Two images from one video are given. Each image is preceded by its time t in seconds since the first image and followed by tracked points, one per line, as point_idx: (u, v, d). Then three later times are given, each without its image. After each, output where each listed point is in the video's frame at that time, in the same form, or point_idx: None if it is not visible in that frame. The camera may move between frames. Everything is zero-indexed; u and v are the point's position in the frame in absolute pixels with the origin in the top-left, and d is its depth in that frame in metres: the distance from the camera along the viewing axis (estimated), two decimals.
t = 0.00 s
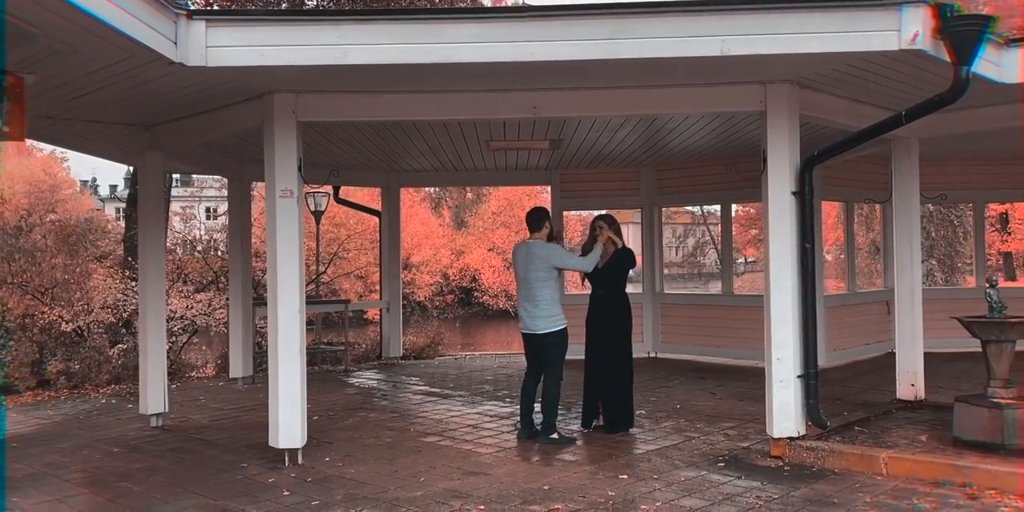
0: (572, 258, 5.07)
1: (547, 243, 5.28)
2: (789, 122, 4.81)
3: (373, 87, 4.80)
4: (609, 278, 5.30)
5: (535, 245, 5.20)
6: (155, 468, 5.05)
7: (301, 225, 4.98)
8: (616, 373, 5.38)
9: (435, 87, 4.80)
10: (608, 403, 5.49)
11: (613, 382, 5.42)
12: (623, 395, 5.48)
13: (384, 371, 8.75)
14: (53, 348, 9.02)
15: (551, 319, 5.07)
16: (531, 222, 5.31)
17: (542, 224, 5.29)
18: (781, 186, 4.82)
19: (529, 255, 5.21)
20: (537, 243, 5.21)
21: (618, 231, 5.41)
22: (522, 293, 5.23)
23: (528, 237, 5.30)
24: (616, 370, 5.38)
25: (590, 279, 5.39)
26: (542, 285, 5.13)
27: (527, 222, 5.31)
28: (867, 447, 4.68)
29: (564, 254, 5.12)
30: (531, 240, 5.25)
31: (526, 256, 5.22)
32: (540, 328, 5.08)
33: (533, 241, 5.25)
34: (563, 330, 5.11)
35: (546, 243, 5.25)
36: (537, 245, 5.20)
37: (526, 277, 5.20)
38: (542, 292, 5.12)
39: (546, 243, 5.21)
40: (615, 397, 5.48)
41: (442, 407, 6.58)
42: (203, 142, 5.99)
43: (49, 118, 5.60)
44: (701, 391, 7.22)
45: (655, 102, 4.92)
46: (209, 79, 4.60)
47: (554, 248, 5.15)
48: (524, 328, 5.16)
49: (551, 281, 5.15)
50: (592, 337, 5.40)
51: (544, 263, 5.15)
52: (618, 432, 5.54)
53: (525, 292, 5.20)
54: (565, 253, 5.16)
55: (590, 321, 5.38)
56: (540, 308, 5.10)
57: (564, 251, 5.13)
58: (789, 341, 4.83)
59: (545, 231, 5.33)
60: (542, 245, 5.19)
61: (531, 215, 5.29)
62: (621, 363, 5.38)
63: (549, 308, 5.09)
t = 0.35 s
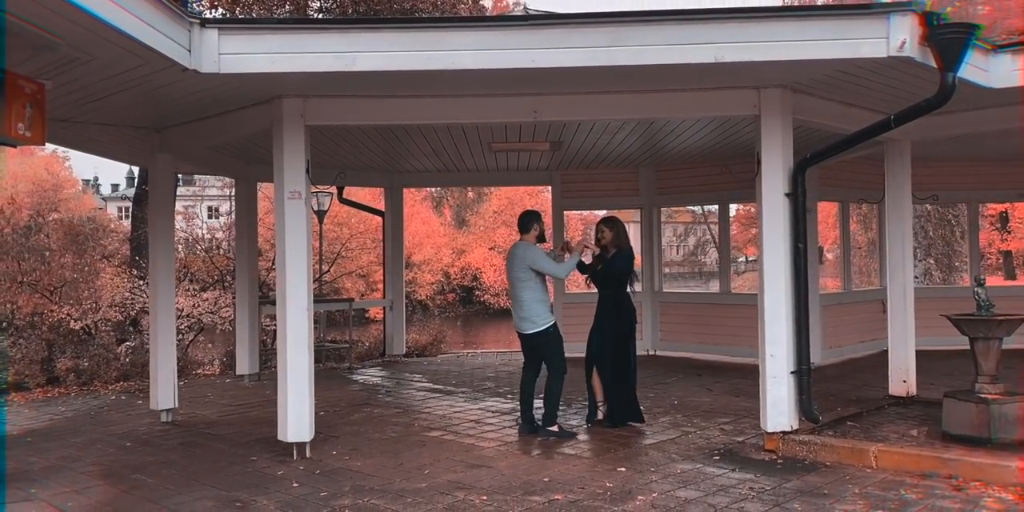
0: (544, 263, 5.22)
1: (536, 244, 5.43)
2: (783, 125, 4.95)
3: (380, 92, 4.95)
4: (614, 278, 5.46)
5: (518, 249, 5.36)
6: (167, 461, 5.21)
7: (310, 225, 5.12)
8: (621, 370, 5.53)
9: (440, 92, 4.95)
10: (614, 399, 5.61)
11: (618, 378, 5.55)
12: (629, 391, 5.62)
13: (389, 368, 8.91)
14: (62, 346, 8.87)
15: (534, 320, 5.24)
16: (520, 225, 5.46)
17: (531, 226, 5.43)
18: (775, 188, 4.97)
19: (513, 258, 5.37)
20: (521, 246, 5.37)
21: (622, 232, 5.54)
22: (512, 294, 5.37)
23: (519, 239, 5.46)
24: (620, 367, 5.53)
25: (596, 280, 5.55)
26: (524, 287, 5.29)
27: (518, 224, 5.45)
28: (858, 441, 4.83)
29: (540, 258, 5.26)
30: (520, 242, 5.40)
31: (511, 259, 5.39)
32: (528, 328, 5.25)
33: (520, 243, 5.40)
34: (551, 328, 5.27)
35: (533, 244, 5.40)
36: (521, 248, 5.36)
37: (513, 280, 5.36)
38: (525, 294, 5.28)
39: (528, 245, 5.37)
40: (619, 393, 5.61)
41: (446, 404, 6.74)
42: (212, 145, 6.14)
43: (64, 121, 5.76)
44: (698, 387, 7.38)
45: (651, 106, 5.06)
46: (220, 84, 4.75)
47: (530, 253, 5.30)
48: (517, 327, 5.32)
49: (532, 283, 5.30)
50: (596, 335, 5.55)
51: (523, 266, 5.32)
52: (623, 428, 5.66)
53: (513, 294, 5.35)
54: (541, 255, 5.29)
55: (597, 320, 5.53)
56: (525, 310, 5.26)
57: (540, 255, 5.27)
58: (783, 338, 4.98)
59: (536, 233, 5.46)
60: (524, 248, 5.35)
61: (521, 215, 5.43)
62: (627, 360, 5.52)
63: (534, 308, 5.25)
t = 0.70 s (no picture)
0: (534, 260, 5.32)
1: (527, 242, 5.53)
2: (775, 127, 5.06)
3: (381, 95, 5.05)
4: (611, 276, 5.58)
5: (509, 247, 5.47)
6: (172, 456, 5.32)
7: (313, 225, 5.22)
8: (616, 365, 5.65)
9: (441, 94, 5.06)
10: (608, 395, 5.72)
11: (611, 374, 5.69)
12: (625, 387, 5.72)
13: (389, 366, 9.02)
14: (65, 343, 8.95)
15: (526, 315, 5.35)
16: (511, 224, 5.57)
17: (520, 225, 5.53)
18: (767, 188, 5.08)
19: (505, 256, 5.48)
20: (512, 245, 5.47)
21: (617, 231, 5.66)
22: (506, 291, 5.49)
23: (510, 237, 5.56)
24: (616, 363, 5.65)
25: (594, 277, 5.65)
26: (517, 284, 5.40)
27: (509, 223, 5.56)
28: (848, 437, 4.94)
29: (529, 255, 5.36)
30: (511, 241, 5.50)
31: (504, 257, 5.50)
32: (520, 324, 5.37)
33: (512, 241, 5.51)
34: (544, 324, 5.38)
35: (524, 243, 5.50)
36: (512, 247, 5.45)
37: (507, 278, 5.48)
38: (518, 291, 5.40)
39: (519, 244, 5.47)
40: (615, 390, 5.71)
41: (445, 400, 6.85)
42: (215, 146, 6.25)
43: (70, 123, 5.86)
44: (693, 384, 7.49)
45: (646, 109, 5.18)
46: (225, 88, 4.85)
47: (520, 250, 5.40)
48: (511, 323, 5.44)
49: (524, 281, 5.41)
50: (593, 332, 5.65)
51: (515, 263, 5.42)
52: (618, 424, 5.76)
53: (507, 291, 5.48)
54: (532, 253, 5.38)
55: (594, 318, 5.63)
56: (518, 306, 5.38)
57: (529, 252, 5.37)
58: (775, 335, 5.09)
59: (526, 232, 5.57)
60: (516, 246, 5.45)
61: (511, 215, 5.55)
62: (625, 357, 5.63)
63: (526, 305, 5.37)
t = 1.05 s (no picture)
0: (532, 254, 5.35)
1: (521, 239, 5.55)
2: (768, 123, 5.07)
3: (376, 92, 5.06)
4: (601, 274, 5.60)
5: (505, 243, 5.48)
6: (167, 453, 5.32)
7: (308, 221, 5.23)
8: (608, 363, 5.66)
9: (436, 91, 5.07)
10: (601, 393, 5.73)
11: (605, 372, 5.69)
12: (616, 385, 5.74)
13: (385, 362, 9.03)
14: (60, 340, 8.96)
15: (522, 311, 5.36)
16: (505, 222, 5.59)
17: (515, 221, 5.56)
18: (761, 185, 5.10)
19: (500, 251, 5.49)
20: (507, 241, 5.48)
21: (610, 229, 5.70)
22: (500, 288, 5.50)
23: (504, 234, 5.58)
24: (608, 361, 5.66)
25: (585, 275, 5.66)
26: (513, 280, 5.41)
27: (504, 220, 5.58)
28: (841, 433, 4.96)
29: (528, 250, 5.39)
30: (506, 237, 5.52)
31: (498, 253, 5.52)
32: (516, 320, 5.37)
33: (506, 238, 5.53)
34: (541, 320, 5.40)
35: (518, 239, 5.52)
36: (508, 243, 5.47)
37: (501, 274, 5.48)
38: (513, 287, 5.40)
39: (515, 240, 5.49)
40: (607, 387, 5.72)
41: (440, 397, 6.87)
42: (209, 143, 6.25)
43: (64, 119, 5.85)
44: (688, 381, 7.52)
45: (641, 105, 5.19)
46: (219, 84, 4.85)
47: (519, 246, 5.43)
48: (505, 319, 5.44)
49: (519, 277, 5.42)
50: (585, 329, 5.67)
51: (512, 259, 5.44)
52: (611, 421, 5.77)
53: (500, 287, 5.48)
54: (531, 249, 5.40)
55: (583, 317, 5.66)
56: (513, 302, 5.38)
57: (528, 247, 5.40)
58: (769, 331, 5.11)
59: (521, 229, 5.59)
60: (512, 243, 5.47)
61: (506, 212, 5.57)
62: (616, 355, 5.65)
63: (523, 301, 5.38)
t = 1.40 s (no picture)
0: (542, 246, 5.27)
1: (517, 233, 5.46)
2: (765, 115, 4.97)
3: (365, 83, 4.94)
4: (587, 270, 5.49)
5: (505, 237, 5.37)
6: (151, 452, 5.20)
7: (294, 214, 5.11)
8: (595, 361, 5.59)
9: (424, 82, 4.95)
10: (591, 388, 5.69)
11: (594, 368, 5.62)
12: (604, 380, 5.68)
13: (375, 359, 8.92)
14: (45, 337, 8.89)
15: (521, 307, 5.24)
16: (499, 215, 5.49)
17: (510, 214, 5.46)
18: (757, 178, 4.99)
19: (500, 245, 5.37)
20: (507, 234, 5.38)
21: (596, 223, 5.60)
22: (496, 282, 5.37)
23: (499, 228, 5.48)
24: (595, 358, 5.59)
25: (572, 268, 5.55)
26: (514, 275, 5.29)
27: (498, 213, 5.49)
28: (839, 430, 4.87)
29: (536, 243, 5.31)
30: (502, 230, 5.43)
31: (497, 246, 5.39)
32: (514, 316, 5.24)
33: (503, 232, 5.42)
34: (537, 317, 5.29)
35: (515, 233, 5.43)
36: (506, 236, 5.37)
37: (499, 269, 5.35)
38: (514, 282, 5.28)
39: (514, 234, 5.39)
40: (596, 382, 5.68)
41: (430, 394, 6.77)
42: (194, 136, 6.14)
43: (45, 111, 5.71)
44: (682, 377, 7.43)
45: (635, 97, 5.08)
46: (203, 74, 4.73)
47: (524, 239, 5.33)
48: (499, 315, 5.31)
49: (520, 272, 5.31)
50: (572, 326, 5.56)
51: (514, 253, 5.31)
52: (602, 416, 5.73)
53: (498, 281, 5.34)
54: (535, 242, 5.32)
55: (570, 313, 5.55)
56: (513, 297, 5.26)
57: (535, 241, 5.32)
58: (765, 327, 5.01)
59: (515, 223, 5.50)
60: (511, 235, 5.37)
61: (500, 205, 5.47)
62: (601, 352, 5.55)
63: (522, 297, 5.26)
